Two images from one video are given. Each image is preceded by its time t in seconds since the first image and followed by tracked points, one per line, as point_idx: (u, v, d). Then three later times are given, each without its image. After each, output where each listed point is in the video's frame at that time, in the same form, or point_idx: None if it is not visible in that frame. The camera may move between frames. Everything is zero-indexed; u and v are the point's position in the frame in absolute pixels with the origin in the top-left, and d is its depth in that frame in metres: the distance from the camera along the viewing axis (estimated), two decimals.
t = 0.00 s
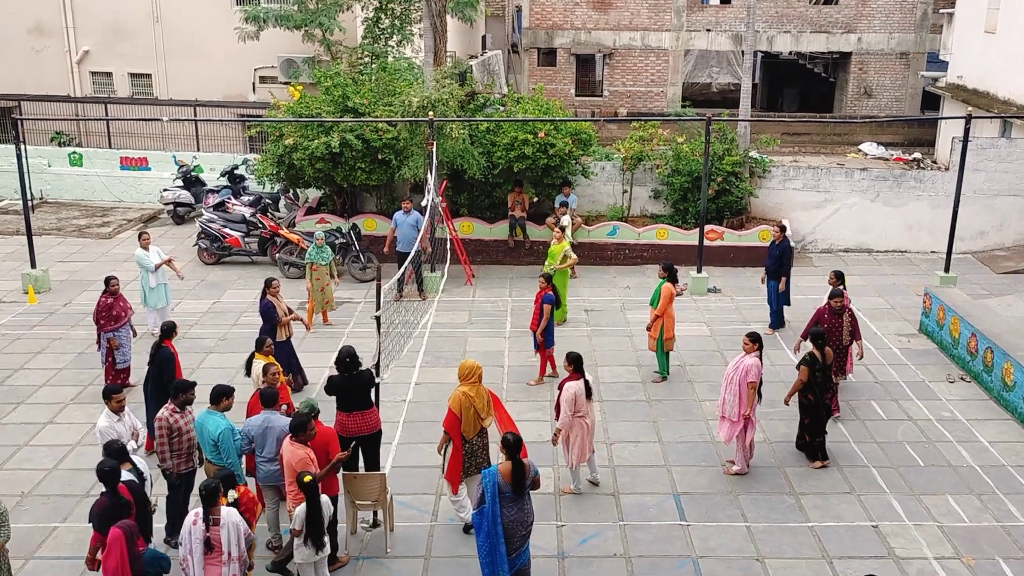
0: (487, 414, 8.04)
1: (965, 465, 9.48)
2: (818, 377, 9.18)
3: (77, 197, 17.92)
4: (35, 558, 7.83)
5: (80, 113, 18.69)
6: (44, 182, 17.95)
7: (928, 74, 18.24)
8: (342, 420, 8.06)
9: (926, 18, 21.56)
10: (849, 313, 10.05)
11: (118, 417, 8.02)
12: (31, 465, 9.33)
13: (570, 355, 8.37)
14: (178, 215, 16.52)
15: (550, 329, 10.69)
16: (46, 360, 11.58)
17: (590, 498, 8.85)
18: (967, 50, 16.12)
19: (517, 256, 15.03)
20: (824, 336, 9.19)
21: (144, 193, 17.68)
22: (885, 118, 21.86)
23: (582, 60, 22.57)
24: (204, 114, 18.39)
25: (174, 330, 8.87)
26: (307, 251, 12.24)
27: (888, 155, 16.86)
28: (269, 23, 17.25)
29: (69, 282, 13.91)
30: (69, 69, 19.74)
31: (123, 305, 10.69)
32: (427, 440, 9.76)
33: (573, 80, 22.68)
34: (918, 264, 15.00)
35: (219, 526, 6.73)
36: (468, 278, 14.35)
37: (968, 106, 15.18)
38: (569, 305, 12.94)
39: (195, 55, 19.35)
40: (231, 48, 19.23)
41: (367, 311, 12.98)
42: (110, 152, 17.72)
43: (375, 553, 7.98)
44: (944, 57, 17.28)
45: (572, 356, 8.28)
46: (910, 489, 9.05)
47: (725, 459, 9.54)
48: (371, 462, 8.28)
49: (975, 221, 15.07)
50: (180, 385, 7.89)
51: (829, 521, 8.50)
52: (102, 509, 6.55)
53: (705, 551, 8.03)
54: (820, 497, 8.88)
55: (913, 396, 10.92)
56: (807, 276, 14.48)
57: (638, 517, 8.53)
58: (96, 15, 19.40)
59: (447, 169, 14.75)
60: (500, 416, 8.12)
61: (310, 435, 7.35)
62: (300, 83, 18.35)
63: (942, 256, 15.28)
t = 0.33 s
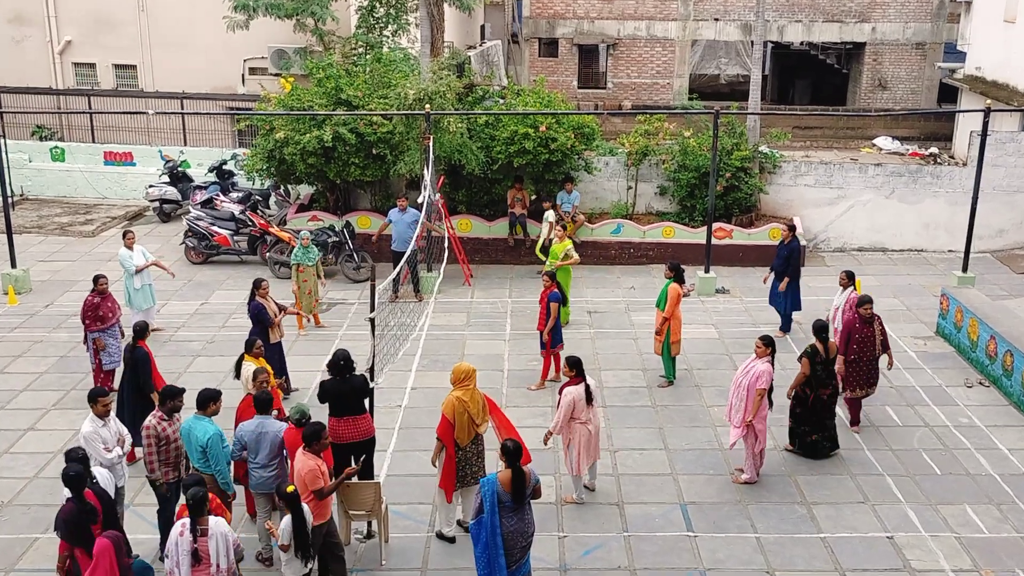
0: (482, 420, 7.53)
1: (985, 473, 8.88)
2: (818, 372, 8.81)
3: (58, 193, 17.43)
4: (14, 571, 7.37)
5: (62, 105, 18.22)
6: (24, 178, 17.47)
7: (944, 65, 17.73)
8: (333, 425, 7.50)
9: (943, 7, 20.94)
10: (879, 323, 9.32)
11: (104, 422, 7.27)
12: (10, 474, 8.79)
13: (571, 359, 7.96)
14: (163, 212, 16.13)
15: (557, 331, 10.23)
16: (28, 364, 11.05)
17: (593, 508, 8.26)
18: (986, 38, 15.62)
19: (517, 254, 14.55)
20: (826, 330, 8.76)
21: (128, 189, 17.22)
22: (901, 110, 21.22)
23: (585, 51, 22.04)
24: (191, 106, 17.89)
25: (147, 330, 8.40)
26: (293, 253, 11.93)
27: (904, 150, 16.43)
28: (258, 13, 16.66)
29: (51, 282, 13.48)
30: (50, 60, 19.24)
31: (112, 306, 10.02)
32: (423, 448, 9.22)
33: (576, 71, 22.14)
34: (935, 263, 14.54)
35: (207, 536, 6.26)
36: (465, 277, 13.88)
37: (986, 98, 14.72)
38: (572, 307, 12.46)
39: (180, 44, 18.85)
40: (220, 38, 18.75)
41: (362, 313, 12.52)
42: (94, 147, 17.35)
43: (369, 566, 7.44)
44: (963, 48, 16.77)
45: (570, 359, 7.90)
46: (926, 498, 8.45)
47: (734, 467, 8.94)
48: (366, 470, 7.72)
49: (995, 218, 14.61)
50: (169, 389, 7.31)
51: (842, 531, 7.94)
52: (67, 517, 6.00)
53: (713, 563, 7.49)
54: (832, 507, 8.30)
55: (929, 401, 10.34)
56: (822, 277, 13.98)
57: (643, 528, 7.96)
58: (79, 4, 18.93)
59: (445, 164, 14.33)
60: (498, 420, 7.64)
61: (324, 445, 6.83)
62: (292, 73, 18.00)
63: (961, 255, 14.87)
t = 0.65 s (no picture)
0: (477, 422, 7.40)
1: (989, 476, 8.75)
2: (801, 366, 8.72)
3: (55, 190, 17.47)
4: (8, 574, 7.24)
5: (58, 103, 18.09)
6: (20, 176, 17.51)
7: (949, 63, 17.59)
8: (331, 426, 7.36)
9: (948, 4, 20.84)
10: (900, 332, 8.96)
11: (100, 424, 7.12)
12: (4, 477, 8.66)
13: (578, 356, 7.84)
14: (160, 211, 16.04)
15: (560, 330, 10.11)
16: (23, 365, 10.93)
17: (593, 511, 8.14)
18: (991, 36, 15.50)
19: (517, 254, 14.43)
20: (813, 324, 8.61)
21: (124, 188, 17.24)
22: (906, 108, 21.10)
23: (586, 48, 21.92)
24: (186, 104, 17.77)
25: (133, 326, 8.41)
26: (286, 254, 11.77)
27: (908, 148, 16.31)
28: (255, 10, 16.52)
29: (46, 282, 13.37)
30: (45, 57, 19.12)
31: (109, 306, 9.90)
32: (421, 450, 9.10)
33: (576, 69, 22.03)
34: (939, 263, 14.44)
35: (204, 539, 6.14)
36: (465, 277, 13.77)
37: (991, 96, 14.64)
38: (573, 307, 12.35)
39: (178, 42, 18.74)
40: (218, 35, 18.64)
41: (359, 313, 12.41)
42: (89, 145, 17.22)
43: (368, 569, 7.31)
44: (967, 45, 16.64)
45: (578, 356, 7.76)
46: (930, 501, 8.31)
47: (736, 469, 8.81)
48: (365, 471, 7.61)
49: (1000, 217, 14.51)
50: (165, 393, 7.18)
51: (846, 534, 7.81)
52: (51, 507, 6.00)
53: (714, 567, 7.37)
54: (835, 510, 8.17)
55: (933, 403, 10.21)
56: (825, 278, 13.86)
57: (644, 531, 7.84)
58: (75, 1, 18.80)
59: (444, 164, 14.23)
60: (490, 425, 7.53)
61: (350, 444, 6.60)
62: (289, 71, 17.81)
63: (965, 254, 14.74)
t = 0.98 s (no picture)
0: (474, 424, 7.22)
1: (996, 479, 8.55)
2: (793, 357, 8.89)
3: (48, 189, 17.30)
4: None
5: (52, 100, 17.93)
6: (12, 175, 17.33)
7: (956, 59, 17.41)
8: (327, 426, 7.20)
9: None
10: (929, 339, 8.64)
11: (92, 427, 6.93)
12: None
13: (583, 353, 7.73)
14: (154, 209, 15.88)
15: (558, 333, 9.94)
16: (15, 366, 10.75)
17: (594, 514, 7.96)
18: (997, 31, 15.33)
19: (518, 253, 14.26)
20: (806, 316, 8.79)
21: (119, 186, 17.07)
22: (911, 105, 20.93)
23: (586, 45, 21.74)
24: (182, 101, 17.60)
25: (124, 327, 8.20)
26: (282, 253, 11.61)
27: (914, 146, 16.14)
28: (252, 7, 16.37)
29: (39, 282, 13.20)
30: (39, 54, 18.95)
31: (102, 307, 9.72)
32: (419, 452, 8.93)
33: (577, 66, 21.84)
34: (946, 262, 14.28)
35: (199, 542, 5.97)
36: (464, 277, 13.60)
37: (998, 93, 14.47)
38: (574, 307, 12.19)
39: (174, 38, 18.58)
40: (215, 31, 18.47)
41: (357, 314, 12.24)
42: (83, 143, 17.06)
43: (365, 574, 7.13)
44: (973, 42, 16.47)
45: (585, 353, 7.66)
46: (936, 504, 8.13)
47: (739, 471, 8.64)
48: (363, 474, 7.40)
49: (1007, 216, 14.33)
50: (158, 394, 6.96)
51: (850, 538, 7.62)
52: (25, 507, 5.94)
53: (717, 572, 7.19)
54: (840, 513, 7.98)
55: (940, 404, 10.04)
56: (830, 277, 13.69)
57: (646, 535, 7.67)
58: None
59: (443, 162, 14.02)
60: (486, 427, 7.37)
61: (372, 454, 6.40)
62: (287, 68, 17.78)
63: (971, 253, 14.57)
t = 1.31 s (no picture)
0: (472, 424, 7.12)
1: (1001, 480, 8.45)
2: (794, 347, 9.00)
3: (44, 188, 17.21)
4: None
5: (48, 99, 17.83)
6: (9, 174, 17.23)
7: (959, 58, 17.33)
8: (325, 425, 7.11)
9: None
10: (940, 349, 8.38)
11: (88, 429, 6.84)
12: None
13: (585, 352, 7.62)
14: (151, 209, 15.77)
15: (554, 333, 9.83)
16: (10, 366, 10.65)
17: (595, 516, 7.86)
18: (1001, 29, 15.25)
19: (517, 253, 14.16)
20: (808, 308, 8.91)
21: (115, 185, 16.98)
22: (914, 103, 20.84)
23: (587, 43, 21.65)
24: (180, 100, 17.51)
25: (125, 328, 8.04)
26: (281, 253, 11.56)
27: (917, 145, 16.05)
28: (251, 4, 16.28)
29: (34, 282, 13.10)
30: (35, 52, 18.85)
31: (98, 307, 9.62)
32: (418, 453, 8.82)
33: (577, 64, 21.74)
34: (949, 262, 14.19)
35: (197, 543, 5.86)
36: (464, 277, 13.50)
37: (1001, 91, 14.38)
38: (575, 307, 12.11)
39: (172, 36, 18.49)
40: (213, 29, 18.37)
41: (355, 314, 12.15)
42: (79, 141, 16.96)
43: None
44: (976, 40, 16.37)
45: (586, 352, 7.56)
46: (940, 505, 8.02)
47: (742, 473, 8.54)
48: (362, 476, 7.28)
49: (1010, 215, 14.25)
50: (154, 394, 6.83)
51: (853, 540, 7.53)
52: None
53: (719, 574, 7.10)
54: (843, 514, 7.88)
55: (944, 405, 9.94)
56: (832, 277, 13.59)
57: (647, 537, 7.57)
58: None
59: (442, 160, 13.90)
60: (484, 427, 7.26)
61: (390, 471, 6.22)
62: (284, 66, 17.66)
63: (975, 253, 14.48)
